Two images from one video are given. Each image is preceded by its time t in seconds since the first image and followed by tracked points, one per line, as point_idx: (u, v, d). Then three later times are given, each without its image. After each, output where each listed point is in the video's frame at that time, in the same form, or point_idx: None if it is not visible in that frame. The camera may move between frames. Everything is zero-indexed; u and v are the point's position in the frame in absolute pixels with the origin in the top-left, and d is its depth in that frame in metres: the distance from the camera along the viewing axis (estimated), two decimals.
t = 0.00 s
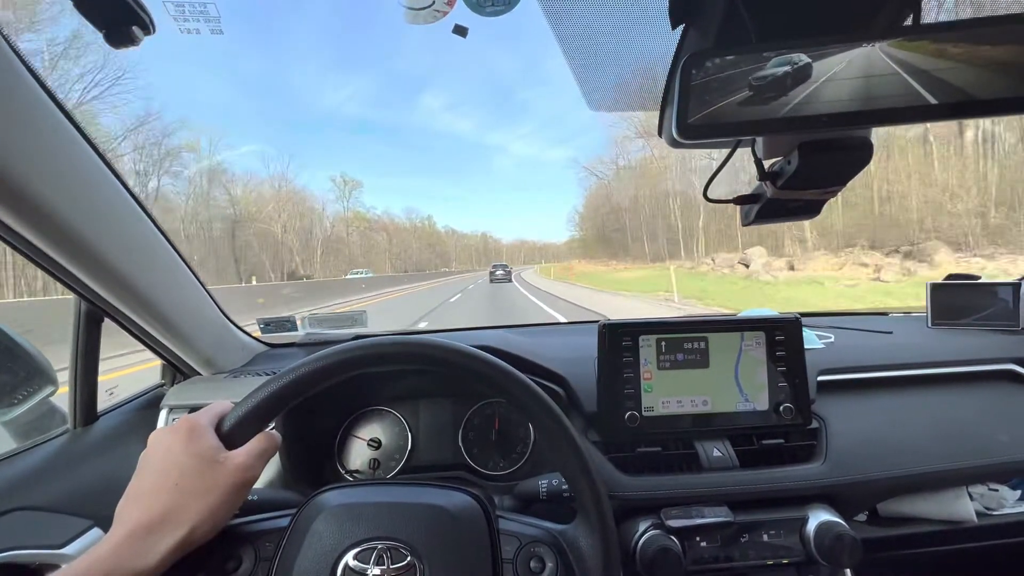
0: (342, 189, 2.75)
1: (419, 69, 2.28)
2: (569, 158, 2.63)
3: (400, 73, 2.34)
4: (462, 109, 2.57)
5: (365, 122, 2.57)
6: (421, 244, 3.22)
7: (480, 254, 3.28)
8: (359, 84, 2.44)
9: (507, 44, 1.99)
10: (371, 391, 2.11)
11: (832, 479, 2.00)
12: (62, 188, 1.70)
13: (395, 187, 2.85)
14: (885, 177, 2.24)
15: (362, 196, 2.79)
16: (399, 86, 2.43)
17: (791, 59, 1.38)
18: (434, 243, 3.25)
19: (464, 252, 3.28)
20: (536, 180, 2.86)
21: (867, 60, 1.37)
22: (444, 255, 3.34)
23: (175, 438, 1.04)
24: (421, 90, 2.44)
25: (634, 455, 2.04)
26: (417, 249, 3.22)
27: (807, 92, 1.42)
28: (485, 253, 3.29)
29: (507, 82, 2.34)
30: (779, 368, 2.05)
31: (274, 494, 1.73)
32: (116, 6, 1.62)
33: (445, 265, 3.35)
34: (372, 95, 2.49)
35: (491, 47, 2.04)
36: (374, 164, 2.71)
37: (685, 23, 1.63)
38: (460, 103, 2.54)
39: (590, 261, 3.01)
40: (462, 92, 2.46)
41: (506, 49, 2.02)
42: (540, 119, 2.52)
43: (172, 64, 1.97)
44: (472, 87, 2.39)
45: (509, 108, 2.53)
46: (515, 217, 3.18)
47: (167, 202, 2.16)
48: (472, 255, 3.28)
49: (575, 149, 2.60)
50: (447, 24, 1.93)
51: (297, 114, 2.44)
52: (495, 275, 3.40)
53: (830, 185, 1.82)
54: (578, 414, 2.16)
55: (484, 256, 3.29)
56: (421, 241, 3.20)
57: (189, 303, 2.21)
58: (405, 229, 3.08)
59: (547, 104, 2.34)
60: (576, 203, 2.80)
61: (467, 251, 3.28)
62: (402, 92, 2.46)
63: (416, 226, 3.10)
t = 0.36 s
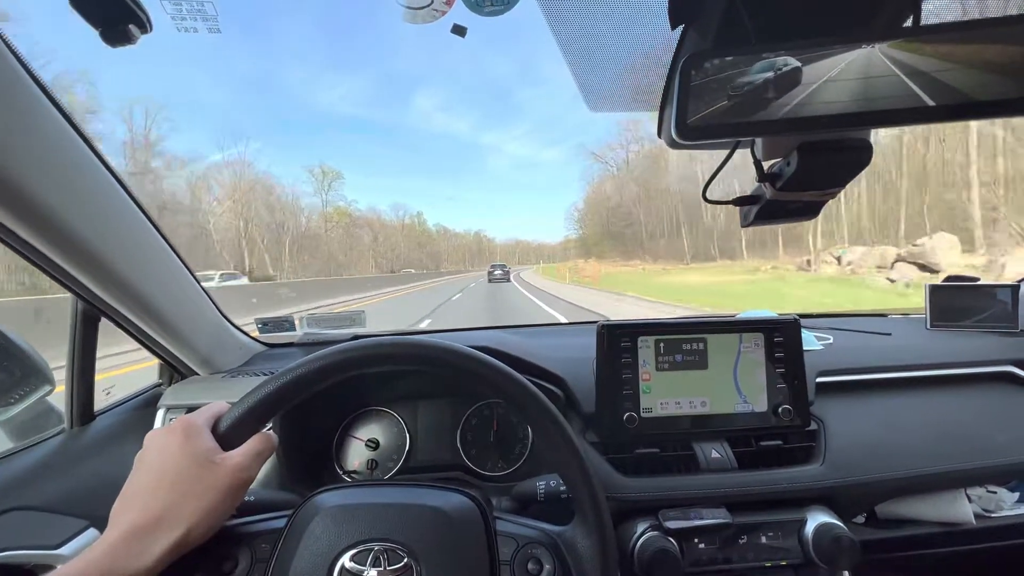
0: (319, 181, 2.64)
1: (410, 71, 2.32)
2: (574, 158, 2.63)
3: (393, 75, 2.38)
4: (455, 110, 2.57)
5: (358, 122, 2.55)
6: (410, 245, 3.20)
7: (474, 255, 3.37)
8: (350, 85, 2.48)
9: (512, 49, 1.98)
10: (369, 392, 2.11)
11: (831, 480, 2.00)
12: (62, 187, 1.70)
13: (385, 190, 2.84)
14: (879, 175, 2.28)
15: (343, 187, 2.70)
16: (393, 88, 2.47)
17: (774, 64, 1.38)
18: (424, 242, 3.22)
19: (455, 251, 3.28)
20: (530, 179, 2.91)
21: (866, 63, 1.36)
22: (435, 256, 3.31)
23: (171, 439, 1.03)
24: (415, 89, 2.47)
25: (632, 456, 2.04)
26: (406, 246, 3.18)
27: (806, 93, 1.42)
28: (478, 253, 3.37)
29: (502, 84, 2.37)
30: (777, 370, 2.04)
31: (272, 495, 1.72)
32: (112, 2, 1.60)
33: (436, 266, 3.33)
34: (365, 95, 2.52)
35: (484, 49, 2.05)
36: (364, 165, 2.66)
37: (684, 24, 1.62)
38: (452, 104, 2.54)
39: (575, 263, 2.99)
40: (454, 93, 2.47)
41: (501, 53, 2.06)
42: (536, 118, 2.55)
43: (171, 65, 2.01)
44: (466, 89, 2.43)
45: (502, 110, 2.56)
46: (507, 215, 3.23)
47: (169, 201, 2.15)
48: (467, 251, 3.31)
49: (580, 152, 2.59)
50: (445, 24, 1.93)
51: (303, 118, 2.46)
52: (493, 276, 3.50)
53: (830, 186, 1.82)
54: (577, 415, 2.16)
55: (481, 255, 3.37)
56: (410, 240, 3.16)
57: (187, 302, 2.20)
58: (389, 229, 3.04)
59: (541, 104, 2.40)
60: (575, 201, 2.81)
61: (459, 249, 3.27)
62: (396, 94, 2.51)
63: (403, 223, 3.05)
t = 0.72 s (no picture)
0: (296, 171, 2.61)
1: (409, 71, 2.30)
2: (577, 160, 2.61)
3: (390, 76, 2.35)
4: (451, 110, 2.54)
5: (353, 121, 2.55)
6: (399, 247, 3.21)
7: (468, 254, 3.33)
8: (344, 83, 2.44)
9: (513, 46, 1.95)
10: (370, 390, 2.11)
11: (829, 480, 2.00)
12: (65, 185, 1.71)
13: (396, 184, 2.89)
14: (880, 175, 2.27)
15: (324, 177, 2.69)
16: (388, 88, 2.43)
17: (755, 68, 1.39)
18: (414, 241, 3.21)
19: (446, 251, 3.27)
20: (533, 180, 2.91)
21: (867, 64, 1.36)
22: (426, 255, 3.31)
23: (171, 437, 1.04)
24: (410, 90, 2.43)
25: (631, 456, 2.04)
26: (394, 245, 3.18)
27: (808, 93, 1.42)
28: (473, 254, 3.35)
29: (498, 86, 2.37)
30: (777, 371, 2.05)
31: (272, 493, 1.73)
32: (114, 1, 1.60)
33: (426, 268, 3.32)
34: (360, 95, 2.49)
35: (480, 52, 2.07)
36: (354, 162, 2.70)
37: (685, 24, 1.62)
38: (448, 105, 2.51)
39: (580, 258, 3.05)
40: (447, 94, 2.45)
41: (495, 53, 2.07)
42: (535, 117, 2.53)
43: (172, 63, 2.02)
44: (463, 88, 2.36)
45: (497, 110, 2.50)
46: (503, 216, 3.23)
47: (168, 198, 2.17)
48: (459, 250, 3.28)
49: (584, 155, 2.57)
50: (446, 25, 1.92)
51: (292, 120, 2.44)
52: (494, 275, 3.52)
53: (830, 186, 1.82)
54: (576, 414, 2.16)
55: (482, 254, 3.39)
56: (397, 237, 3.15)
57: (188, 300, 2.21)
58: (374, 224, 3.04)
59: (544, 107, 2.40)
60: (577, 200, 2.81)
61: (453, 248, 3.27)
62: (389, 97, 2.49)
63: (389, 219, 3.05)
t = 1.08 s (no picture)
0: (267, 156, 2.46)
1: (408, 66, 2.31)
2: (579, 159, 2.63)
3: (388, 74, 2.38)
4: (447, 109, 2.61)
5: (343, 118, 2.52)
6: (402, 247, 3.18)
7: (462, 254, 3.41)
8: (339, 82, 2.43)
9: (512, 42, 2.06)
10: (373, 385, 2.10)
11: (834, 478, 1.99)
12: (65, 176, 1.69)
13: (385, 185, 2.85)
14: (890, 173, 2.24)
15: (297, 163, 2.55)
16: (385, 88, 2.46)
17: (749, 63, 1.40)
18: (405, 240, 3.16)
19: (439, 251, 3.33)
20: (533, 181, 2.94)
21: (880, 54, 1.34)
22: (418, 254, 3.28)
23: (172, 430, 1.03)
24: (406, 89, 2.48)
25: (634, 452, 2.04)
26: (381, 245, 3.07)
27: (820, 85, 1.40)
28: (467, 252, 3.40)
29: (497, 82, 2.38)
30: (781, 368, 2.04)
31: (273, 487, 1.71)
32: None
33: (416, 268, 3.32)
34: (355, 92, 2.48)
35: (471, 44, 2.12)
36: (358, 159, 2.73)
37: (692, 16, 1.60)
38: (444, 103, 2.57)
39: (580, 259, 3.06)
40: (451, 88, 2.48)
41: (490, 51, 2.17)
42: (530, 118, 2.64)
43: (170, 58, 2.00)
44: (460, 87, 2.45)
45: (493, 111, 2.57)
46: (502, 215, 3.18)
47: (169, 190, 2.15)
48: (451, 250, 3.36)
49: (586, 154, 2.60)
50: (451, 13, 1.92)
51: (280, 108, 2.36)
52: (494, 274, 3.57)
53: (837, 181, 1.81)
54: (579, 410, 2.16)
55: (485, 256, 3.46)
56: (384, 235, 3.05)
57: (189, 295, 2.20)
58: (360, 221, 2.92)
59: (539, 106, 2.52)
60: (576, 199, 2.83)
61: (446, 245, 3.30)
62: (385, 94, 2.50)
63: (376, 214, 2.96)
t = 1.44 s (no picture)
0: (232, 137, 2.37)
1: (400, 65, 2.34)
2: (579, 159, 2.67)
3: (384, 72, 2.39)
4: (444, 109, 2.61)
5: (340, 117, 2.53)
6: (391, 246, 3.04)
7: (458, 252, 3.26)
8: (336, 78, 2.43)
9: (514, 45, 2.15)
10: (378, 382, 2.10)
11: (839, 482, 1.98)
12: (76, 169, 1.71)
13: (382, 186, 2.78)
14: (899, 176, 2.23)
15: (262, 146, 2.46)
16: (382, 86, 2.46)
17: (742, 69, 1.42)
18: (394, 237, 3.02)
19: (432, 249, 3.18)
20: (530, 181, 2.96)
21: (895, 55, 1.34)
22: (409, 252, 3.13)
23: (179, 424, 1.03)
24: (402, 86, 2.48)
25: (639, 453, 2.04)
26: (367, 241, 2.93)
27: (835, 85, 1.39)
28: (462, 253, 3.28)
29: (495, 82, 2.42)
30: (787, 371, 2.03)
31: (278, 483, 1.71)
32: None
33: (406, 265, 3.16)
34: (352, 89, 2.48)
35: (471, 43, 2.16)
36: (359, 159, 2.70)
37: (705, 16, 1.60)
38: (445, 97, 2.55)
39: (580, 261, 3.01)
40: (448, 87, 2.48)
41: (491, 49, 2.20)
42: (529, 118, 2.67)
43: (168, 53, 1.99)
44: (457, 87, 2.47)
45: (493, 112, 2.60)
46: (495, 215, 3.05)
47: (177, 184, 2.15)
48: (445, 249, 3.22)
49: (586, 154, 2.64)
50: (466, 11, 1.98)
51: (271, 105, 2.37)
52: (495, 274, 3.50)
53: (849, 183, 1.80)
54: (584, 411, 2.15)
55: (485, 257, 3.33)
56: (371, 231, 2.91)
57: (195, 290, 2.19)
58: (343, 215, 2.81)
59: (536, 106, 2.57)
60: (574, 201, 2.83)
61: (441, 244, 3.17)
62: (382, 92, 2.50)
63: (361, 209, 2.83)
